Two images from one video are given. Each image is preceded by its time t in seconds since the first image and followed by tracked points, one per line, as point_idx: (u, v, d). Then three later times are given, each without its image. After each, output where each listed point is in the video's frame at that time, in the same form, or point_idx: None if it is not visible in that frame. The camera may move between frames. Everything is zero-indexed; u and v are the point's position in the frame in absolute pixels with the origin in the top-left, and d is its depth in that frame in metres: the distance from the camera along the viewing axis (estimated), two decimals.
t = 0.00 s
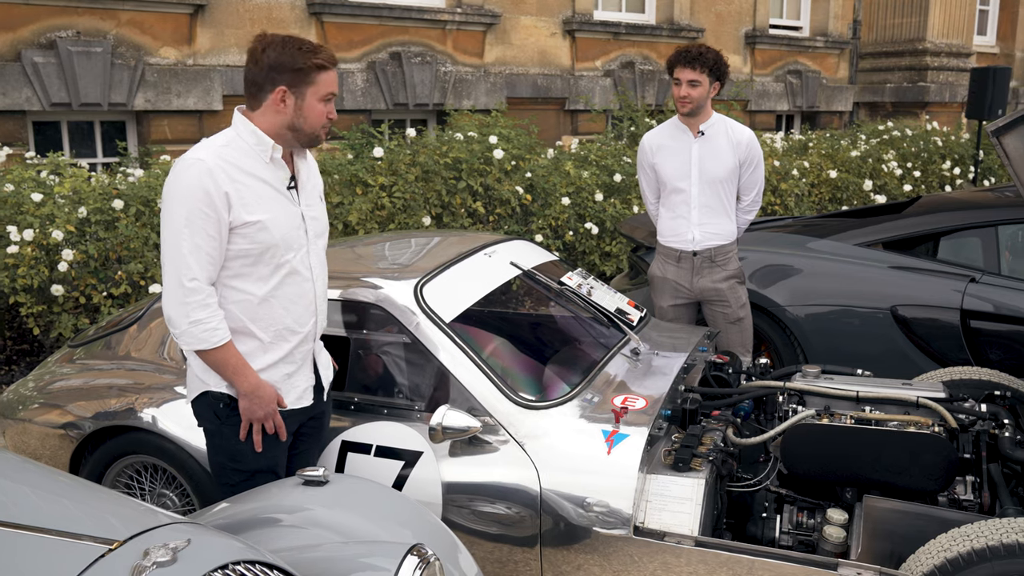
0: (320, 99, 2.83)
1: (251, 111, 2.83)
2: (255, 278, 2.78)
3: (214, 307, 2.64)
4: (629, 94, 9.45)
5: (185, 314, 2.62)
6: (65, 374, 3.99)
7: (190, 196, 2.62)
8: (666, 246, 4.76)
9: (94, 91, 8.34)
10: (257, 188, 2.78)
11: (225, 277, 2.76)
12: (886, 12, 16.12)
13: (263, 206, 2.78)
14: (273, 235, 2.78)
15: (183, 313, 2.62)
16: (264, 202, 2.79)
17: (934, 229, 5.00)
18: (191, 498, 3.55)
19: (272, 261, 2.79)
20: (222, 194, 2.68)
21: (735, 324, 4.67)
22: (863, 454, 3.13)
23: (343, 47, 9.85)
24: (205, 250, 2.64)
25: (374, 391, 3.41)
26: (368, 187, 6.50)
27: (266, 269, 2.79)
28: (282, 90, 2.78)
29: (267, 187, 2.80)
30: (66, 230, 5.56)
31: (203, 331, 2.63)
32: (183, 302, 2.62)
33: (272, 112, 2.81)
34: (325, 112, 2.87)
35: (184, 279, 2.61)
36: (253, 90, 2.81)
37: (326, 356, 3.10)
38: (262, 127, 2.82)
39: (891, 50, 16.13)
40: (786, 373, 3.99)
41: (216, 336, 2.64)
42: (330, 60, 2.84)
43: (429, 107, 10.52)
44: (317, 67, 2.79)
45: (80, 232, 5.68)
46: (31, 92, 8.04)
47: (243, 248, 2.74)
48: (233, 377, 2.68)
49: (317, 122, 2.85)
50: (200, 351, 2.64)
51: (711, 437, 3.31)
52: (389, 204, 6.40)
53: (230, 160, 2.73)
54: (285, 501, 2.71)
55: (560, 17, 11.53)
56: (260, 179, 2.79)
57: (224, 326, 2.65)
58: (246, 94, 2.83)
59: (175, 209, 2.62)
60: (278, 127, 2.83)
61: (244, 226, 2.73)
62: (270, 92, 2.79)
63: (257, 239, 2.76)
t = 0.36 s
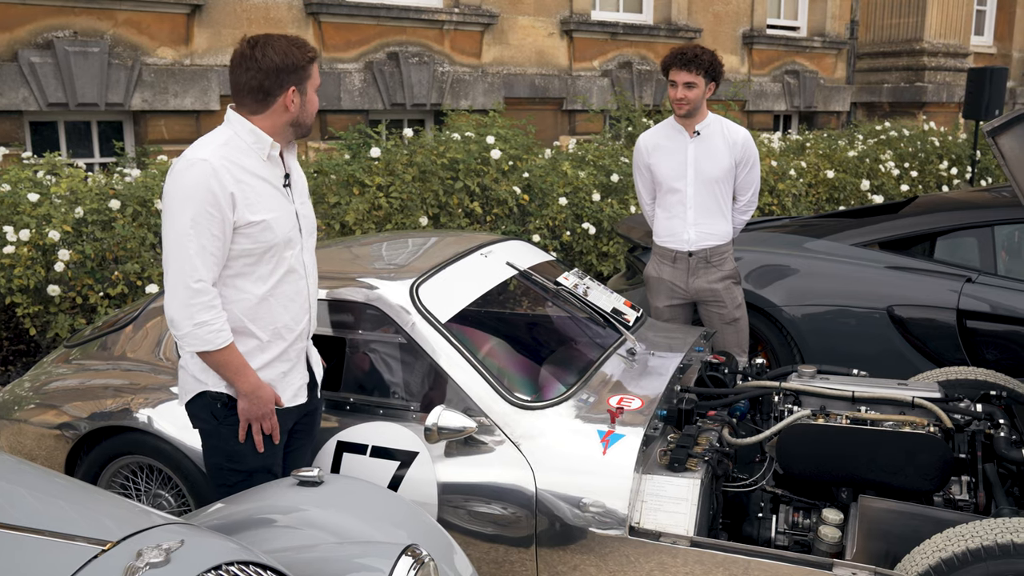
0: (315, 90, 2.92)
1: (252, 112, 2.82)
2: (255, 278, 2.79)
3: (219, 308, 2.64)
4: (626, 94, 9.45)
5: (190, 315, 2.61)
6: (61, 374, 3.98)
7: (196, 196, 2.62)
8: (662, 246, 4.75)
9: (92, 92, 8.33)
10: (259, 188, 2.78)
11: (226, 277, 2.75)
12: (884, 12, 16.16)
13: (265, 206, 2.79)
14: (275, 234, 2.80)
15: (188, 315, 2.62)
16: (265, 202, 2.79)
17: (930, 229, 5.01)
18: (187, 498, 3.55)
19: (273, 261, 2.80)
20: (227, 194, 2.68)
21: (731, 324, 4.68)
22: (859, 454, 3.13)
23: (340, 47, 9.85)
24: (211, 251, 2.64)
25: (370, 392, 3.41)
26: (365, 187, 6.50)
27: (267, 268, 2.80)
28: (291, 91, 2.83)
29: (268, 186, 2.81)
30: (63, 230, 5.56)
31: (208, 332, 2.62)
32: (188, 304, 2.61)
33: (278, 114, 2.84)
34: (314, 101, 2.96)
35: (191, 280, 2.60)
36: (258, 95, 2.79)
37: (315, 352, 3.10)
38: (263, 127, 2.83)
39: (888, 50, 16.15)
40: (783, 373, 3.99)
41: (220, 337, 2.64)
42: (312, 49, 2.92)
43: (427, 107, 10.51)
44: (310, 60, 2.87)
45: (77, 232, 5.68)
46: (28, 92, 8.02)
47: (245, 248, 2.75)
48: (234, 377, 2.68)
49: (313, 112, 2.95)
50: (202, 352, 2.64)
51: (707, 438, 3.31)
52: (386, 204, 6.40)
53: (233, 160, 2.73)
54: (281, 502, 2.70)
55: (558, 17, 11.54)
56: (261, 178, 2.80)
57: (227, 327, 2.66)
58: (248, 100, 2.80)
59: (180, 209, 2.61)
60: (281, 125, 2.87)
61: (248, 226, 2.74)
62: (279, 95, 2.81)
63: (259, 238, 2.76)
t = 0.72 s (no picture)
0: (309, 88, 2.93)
1: (248, 110, 2.82)
2: (253, 275, 2.79)
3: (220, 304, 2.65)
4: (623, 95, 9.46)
5: (192, 311, 2.61)
6: (58, 374, 3.97)
7: (198, 192, 2.62)
8: (658, 247, 4.75)
9: (89, 92, 8.33)
10: (258, 184, 2.79)
11: (225, 273, 2.75)
12: (882, 12, 16.18)
13: (264, 202, 2.80)
14: (273, 231, 2.80)
15: (190, 310, 2.61)
16: (264, 199, 2.80)
17: (927, 229, 5.01)
18: (183, 499, 3.54)
19: (271, 258, 2.81)
20: (227, 190, 2.68)
21: (727, 324, 4.68)
22: (855, 454, 3.14)
23: (338, 47, 9.84)
24: (212, 247, 2.64)
25: (367, 392, 3.41)
26: (362, 187, 6.50)
27: (265, 265, 2.80)
28: (286, 87, 2.83)
29: (266, 183, 2.81)
30: (60, 230, 5.55)
31: (209, 328, 2.63)
32: (190, 299, 2.61)
33: (273, 110, 2.84)
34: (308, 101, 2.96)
35: (194, 276, 2.60)
36: (254, 92, 2.80)
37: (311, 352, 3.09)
38: (259, 124, 2.83)
39: (886, 51, 16.16)
40: (779, 373, 3.99)
41: (221, 334, 2.64)
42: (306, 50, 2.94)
43: (425, 107, 10.51)
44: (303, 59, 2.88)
45: (74, 232, 5.68)
46: (26, 92, 8.01)
47: (245, 244, 2.75)
48: (234, 375, 2.69)
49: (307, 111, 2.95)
50: (203, 349, 2.64)
51: (703, 438, 3.31)
52: (383, 204, 6.40)
53: (232, 156, 2.73)
54: (276, 502, 2.70)
55: (556, 17, 11.54)
56: (259, 175, 2.80)
57: (227, 324, 2.66)
58: (243, 97, 2.80)
59: (182, 205, 2.61)
60: (276, 123, 2.86)
61: (248, 222, 2.74)
62: (274, 92, 2.82)
63: (258, 235, 2.77)
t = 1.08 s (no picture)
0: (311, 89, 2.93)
1: (251, 109, 2.82)
2: (256, 274, 2.79)
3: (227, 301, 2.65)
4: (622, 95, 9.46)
5: (198, 307, 2.61)
6: (56, 375, 3.96)
7: (204, 189, 2.62)
8: (656, 247, 4.76)
9: (87, 92, 8.32)
10: (261, 183, 2.79)
11: (228, 272, 2.75)
12: (880, 12, 16.20)
13: (267, 201, 2.80)
14: (276, 230, 2.81)
15: (196, 307, 2.61)
16: (268, 198, 2.80)
17: (925, 229, 5.02)
18: (180, 499, 3.54)
19: (275, 257, 2.81)
20: (232, 188, 2.68)
21: (725, 325, 4.68)
22: (852, 454, 3.14)
23: (336, 47, 9.84)
24: (218, 244, 2.64)
25: (365, 392, 3.40)
26: (360, 187, 6.51)
27: (268, 264, 2.80)
28: (288, 87, 2.83)
29: (269, 182, 2.81)
30: (58, 230, 5.55)
31: (216, 325, 2.62)
32: (196, 296, 2.60)
33: (276, 110, 2.84)
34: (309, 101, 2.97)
35: (201, 272, 2.60)
36: (256, 91, 2.80)
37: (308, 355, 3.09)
38: (260, 124, 2.83)
39: (883, 51, 16.18)
40: (777, 373, 3.99)
41: (227, 331, 2.64)
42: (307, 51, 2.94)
43: (423, 107, 10.51)
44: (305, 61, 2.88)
45: (72, 232, 5.67)
46: (24, 92, 8.00)
47: (249, 242, 2.75)
48: (237, 376, 2.69)
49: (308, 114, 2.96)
50: (208, 347, 2.63)
51: (700, 437, 3.31)
52: (381, 204, 6.40)
53: (236, 154, 2.74)
54: (274, 502, 2.70)
55: (554, 17, 11.54)
56: (262, 174, 2.80)
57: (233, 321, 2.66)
58: (246, 96, 2.80)
59: (188, 201, 2.61)
60: (278, 123, 2.86)
61: (252, 220, 2.75)
62: (277, 91, 2.82)
63: (262, 233, 2.77)
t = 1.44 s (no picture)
0: (310, 89, 2.92)
1: (245, 112, 2.82)
2: (253, 276, 2.79)
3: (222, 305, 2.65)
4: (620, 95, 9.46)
5: (193, 312, 2.61)
6: (55, 375, 3.96)
7: (193, 195, 2.62)
8: (654, 247, 4.76)
9: (85, 92, 8.32)
10: (253, 185, 2.79)
11: (225, 275, 2.76)
12: (877, 12, 16.21)
13: (260, 204, 2.79)
14: (271, 232, 2.80)
15: (191, 312, 2.62)
16: (262, 200, 2.80)
17: (923, 229, 5.03)
18: (180, 499, 3.55)
19: (271, 258, 2.81)
20: (223, 192, 2.68)
21: (723, 324, 4.69)
22: (851, 453, 3.14)
23: (334, 47, 9.85)
24: (210, 249, 2.64)
25: (364, 392, 3.40)
26: (359, 187, 6.51)
27: (265, 266, 2.80)
28: (285, 89, 2.83)
29: (261, 184, 2.81)
30: (56, 230, 5.55)
31: (212, 328, 2.63)
32: (190, 301, 2.61)
33: (272, 112, 2.84)
34: (308, 102, 2.96)
35: (194, 277, 2.60)
36: (252, 94, 2.80)
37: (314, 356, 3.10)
38: (255, 126, 2.83)
39: (882, 51, 16.20)
40: (775, 373, 4.00)
41: (224, 334, 2.64)
42: (305, 52, 2.93)
43: (422, 107, 10.51)
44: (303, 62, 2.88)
45: (70, 232, 5.67)
46: (22, 92, 8.01)
47: (243, 245, 2.75)
48: (239, 376, 2.69)
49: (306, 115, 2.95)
50: (207, 350, 2.64)
51: (699, 437, 3.31)
52: (380, 204, 6.40)
53: (226, 158, 2.73)
54: (273, 502, 2.70)
55: (552, 17, 11.54)
56: (255, 177, 2.80)
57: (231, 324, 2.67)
58: (242, 99, 2.80)
59: (178, 208, 2.61)
60: (274, 125, 2.86)
61: (245, 223, 2.74)
62: (273, 93, 2.81)
63: (257, 236, 2.77)
